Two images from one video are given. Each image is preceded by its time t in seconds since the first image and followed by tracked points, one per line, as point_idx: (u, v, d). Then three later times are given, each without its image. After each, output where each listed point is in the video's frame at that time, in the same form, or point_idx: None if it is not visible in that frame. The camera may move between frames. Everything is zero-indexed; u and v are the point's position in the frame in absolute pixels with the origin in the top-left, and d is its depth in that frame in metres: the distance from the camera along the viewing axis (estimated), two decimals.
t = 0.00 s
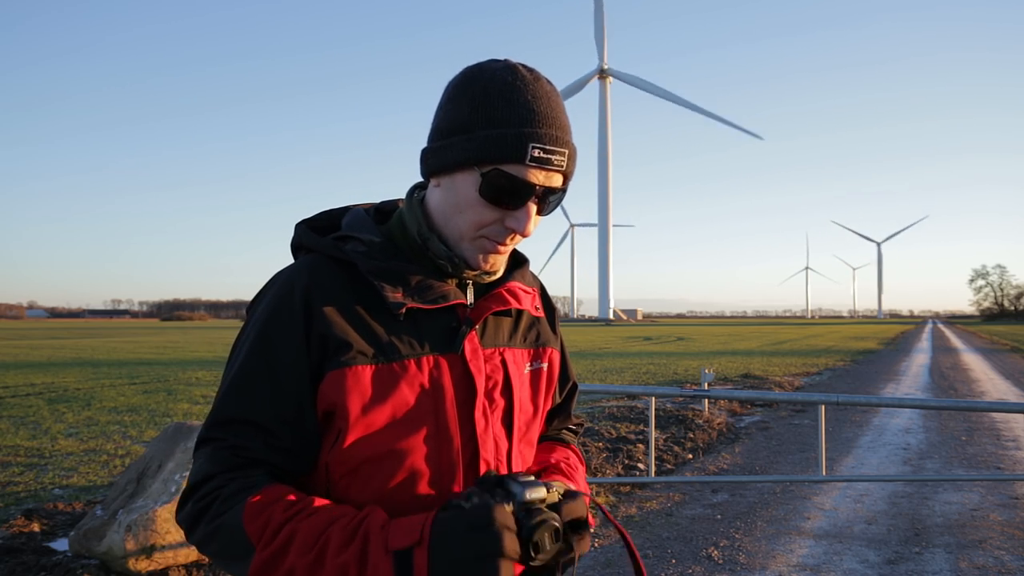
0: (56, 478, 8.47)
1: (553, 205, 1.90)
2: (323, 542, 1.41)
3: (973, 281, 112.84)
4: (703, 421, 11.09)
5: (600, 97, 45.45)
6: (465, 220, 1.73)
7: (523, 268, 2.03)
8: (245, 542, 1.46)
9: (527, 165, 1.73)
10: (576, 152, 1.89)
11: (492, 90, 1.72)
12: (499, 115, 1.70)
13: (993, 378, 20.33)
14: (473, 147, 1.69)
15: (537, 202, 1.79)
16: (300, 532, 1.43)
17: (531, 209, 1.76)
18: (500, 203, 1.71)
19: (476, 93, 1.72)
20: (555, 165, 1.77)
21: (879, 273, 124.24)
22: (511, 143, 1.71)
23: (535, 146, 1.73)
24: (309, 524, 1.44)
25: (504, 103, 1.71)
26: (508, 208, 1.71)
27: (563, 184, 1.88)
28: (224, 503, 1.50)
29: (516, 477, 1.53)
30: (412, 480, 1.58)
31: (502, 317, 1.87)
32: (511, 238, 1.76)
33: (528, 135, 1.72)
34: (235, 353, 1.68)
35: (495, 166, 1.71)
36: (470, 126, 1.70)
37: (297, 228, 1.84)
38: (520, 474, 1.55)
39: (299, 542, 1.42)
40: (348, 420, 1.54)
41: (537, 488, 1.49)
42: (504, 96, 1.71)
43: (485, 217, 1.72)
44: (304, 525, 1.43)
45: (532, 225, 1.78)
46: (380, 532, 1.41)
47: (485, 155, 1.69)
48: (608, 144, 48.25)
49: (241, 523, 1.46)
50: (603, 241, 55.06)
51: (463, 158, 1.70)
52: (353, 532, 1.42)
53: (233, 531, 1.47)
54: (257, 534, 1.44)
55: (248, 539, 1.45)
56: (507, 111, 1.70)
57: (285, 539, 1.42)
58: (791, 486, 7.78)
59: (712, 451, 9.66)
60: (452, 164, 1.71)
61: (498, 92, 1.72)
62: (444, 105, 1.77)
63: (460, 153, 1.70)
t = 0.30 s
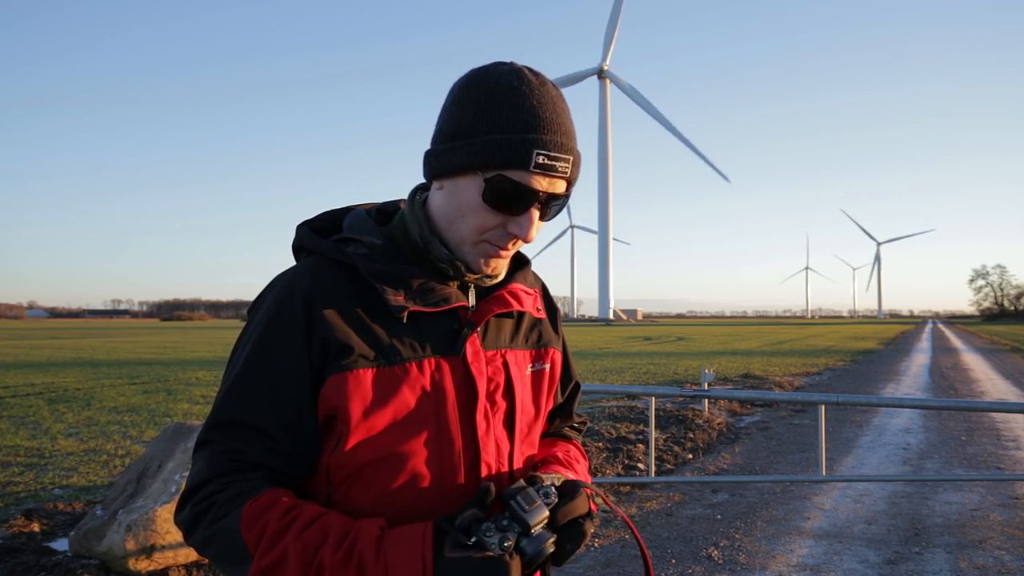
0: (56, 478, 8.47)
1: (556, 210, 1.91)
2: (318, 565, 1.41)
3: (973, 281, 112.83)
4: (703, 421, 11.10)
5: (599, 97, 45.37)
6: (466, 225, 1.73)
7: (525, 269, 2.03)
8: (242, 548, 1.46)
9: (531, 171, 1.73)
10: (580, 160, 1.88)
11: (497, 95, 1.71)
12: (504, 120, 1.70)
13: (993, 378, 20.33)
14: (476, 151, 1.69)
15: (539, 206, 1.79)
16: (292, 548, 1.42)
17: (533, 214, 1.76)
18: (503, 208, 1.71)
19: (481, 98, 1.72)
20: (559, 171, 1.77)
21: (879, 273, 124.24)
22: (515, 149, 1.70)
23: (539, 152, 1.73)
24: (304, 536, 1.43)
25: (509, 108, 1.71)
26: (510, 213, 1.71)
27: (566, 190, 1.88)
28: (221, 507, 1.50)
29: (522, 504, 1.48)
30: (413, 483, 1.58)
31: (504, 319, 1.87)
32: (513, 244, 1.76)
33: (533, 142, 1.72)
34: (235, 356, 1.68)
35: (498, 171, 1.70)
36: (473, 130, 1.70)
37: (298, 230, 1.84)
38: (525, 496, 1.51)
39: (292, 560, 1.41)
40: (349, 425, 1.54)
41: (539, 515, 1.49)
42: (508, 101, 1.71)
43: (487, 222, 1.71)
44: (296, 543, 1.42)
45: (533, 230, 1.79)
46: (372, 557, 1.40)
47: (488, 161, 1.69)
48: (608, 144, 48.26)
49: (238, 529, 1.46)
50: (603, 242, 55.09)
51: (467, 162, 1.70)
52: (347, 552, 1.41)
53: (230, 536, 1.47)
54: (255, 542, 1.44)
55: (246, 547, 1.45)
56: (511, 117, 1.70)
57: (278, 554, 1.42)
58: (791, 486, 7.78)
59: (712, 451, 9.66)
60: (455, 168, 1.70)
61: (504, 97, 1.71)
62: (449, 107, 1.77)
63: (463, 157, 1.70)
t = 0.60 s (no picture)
0: (56, 478, 8.47)
1: (549, 206, 1.90)
2: (307, 534, 1.41)
3: (973, 281, 112.84)
4: (703, 421, 11.09)
5: (599, 96, 45.30)
6: (457, 223, 1.74)
7: (523, 267, 2.03)
8: (232, 534, 1.47)
9: (518, 169, 1.73)
10: (569, 154, 1.88)
11: (483, 93, 1.72)
12: (490, 119, 1.70)
13: (993, 378, 20.32)
14: (464, 149, 1.70)
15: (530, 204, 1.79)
16: (281, 523, 1.42)
17: (524, 211, 1.76)
18: (492, 206, 1.71)
19: (468, 96, 1.72)
20: (546, 167, 1.77)
21: (879, 273, 124.23)
22: (502, 147, 1.71)
23: (526, 150, 1.73)
24: (296, 512, 1.43)
25: (495, 106, 1.71)
26: (499, 211, 1.71)
27: (558, 186, 1.87)
28: (214, 498, 1.51)
29: (551, 511, 1.53)
30: (413, 481, 1.58)
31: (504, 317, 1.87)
32: (504, 241, 1.76)
33: (520, 138, 1.71)
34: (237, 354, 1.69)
35: (486, 169, 1.71)
36: (460, 129, 1.70)
37: (298, 230, 1.83)
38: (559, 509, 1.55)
39: (283, 536, 1.41)
40: (350, 422, 1.54)
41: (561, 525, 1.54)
42: (495, 98, 1.71)
43: (477, 220, 1.71)
44: (285, 516, 1.42)
45: (525, 227, 1.78)
46: (368, 520, 1.39)
47: (475, 159, 1.69)
48: (608, 144, 48.24)
49: (229, 516, 1.47)
50: (603, 242, 55.10)
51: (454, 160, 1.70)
52: (334, 521, 1.41)
53: (222, 525, 1.48)
54: (245, 523, 1.45)
55: (236, 531, 1.46)
56: (497, 114, 1.70)
57: (267, 532, 1.42)
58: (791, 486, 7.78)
59: (712, 451, 9.66)
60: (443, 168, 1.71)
61: (491, 95, 1.72)
62: (437, 107, 1.78)
63: (451, 157, 1.70)
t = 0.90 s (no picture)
0: (56, 478, 8.47)
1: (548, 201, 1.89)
2: (307, 540, 1.41)
3: (973, 281, 112.84)
4: (703, 421, 11.09)
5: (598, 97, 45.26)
6: (454, 220, 1.73)
7: (524, 267, 2.03)
8: (232, 535, 1.46)
9: (511, 161, 1.73)
10: (563, 147, 1.87)
11: (476, 89, 1.72)
12: (482, 113, 1.70)
13: (993, 378, 20.33)
14: (456, 145, 1.70)
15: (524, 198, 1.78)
16: (281, 525, 1.42)
17: (519, 206, 1.75)
18: (486, 201, 1.71)
19: (460, 92, 1.73)
20: (540, 160, 1.76)
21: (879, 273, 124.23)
22: (493, 140, 1.71)
23: (518, 142, 1.73)
24: (296, 514, 1.43)
25: (487, 100, 1.71)
26: (493, 206, 1.71)
27: (554, 179, 1.86)
28: (214, 497, 1.50)
29: (553, 516, 1.52)
30: (411, 480, 1.58)
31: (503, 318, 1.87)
32: (501, 237, 1.75)
33: (511, 131, 1.71)
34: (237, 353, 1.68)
35: (479, 163, 1.71)
36: (453, 126, 1.71)
37: (298, 230, 1.83)
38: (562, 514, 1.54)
39: (284, 538, 1.41)
40: (349, 422, 1.55)
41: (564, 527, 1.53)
42: (486, 93, 1.72)
43: (473, 215, 1.71)
44: (285, 519, 1.42)
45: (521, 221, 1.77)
46: (368, 527, 1.39)
47: (468, 153, 1.70)
48: (608, 145, 48.22)
49: (229, 517, 1.47)
50: (603, 242, 55.11)
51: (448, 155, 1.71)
52: (334, 525, 1.40)
53: (222, 525, 1.48)
54: (245, 525, 1.45)
55: (236, 532, 1.46)
56: (489, 108, 1.70)
57: (267, 534, 1.42)
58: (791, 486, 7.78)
59: (712, 451, 9.66)
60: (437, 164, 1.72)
61: (481, 90, 1.72)
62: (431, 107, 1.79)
63: (444, 153, 1.71)
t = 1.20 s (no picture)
0: (56, 478, 8.47)
1: (550, 174, 1.89)
2: (318, 563, 1.41)
3: (974, 281, 112.82)
4: (703, 421, 11.10)
5: (599, 97, 45.23)
6: (452, 196, 1.74)
7: (532, 271, 2.02)
8: (243, 542, 1.47)
9: (499, 125, 1.75)
10: (558, 119, 1.88)
11: (461, 66, 1.79)
12: (467, 82, 1.75)
13: (993, 378, 20.32)
14: (446, 119, 1.75)
15: (519, 166, 1.78)
16: (294, 545, 1.42)
17: (513, 173, 1.75)
18: (479, 169, 1.72)
19: (449, 74, 1.80)
20: (528, 122, 1.78)
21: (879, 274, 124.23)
22: (480, 106, 1.74)
23: (504, 105, 1.75)
24: (306, 536, 1.43)
25: (470, 72, 1.77)
26: (485, 173, 1.72)
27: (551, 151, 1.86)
28: (223, 499, 1.50)
29: (521, 521, 1.44)
30: (412, 481, 1.58)
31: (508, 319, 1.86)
32: (501, 208, 1.74)
33: (495, 95, 1.75)
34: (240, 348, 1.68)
35: (469, 132, 1.74)
36: (442, 105, 1.78)
37: (307, 227, 1.85)
38: (525, 513, 1.46)
39: (295, 563, 1.41)
40: (347, 422, 1.55)
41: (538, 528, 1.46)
42: (470, 67, 1.78)
43: (468, 186, 1.72)
44: (298, 538, 1.42)
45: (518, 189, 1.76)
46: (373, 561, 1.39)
47: (456, 124, 1.74)
48: (608, 145, 48.20)
49: (239, 524, 1.47)
50: (603, 242, 55.10)
51: (439, 136, 1.77)
52: (347, 556, 1.41)
53: (232, 529, 1.48)
54: (256, 535, 1.45)
55: (246, 541, 1.46)
56: (472, 78, 1.76)
57: (280, 550, 1.42)
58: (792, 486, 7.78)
59: (712, 451, 9.66)
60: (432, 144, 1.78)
61: (465, 68, 1.79)
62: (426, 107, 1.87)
63: (436, 132, 1.77)
